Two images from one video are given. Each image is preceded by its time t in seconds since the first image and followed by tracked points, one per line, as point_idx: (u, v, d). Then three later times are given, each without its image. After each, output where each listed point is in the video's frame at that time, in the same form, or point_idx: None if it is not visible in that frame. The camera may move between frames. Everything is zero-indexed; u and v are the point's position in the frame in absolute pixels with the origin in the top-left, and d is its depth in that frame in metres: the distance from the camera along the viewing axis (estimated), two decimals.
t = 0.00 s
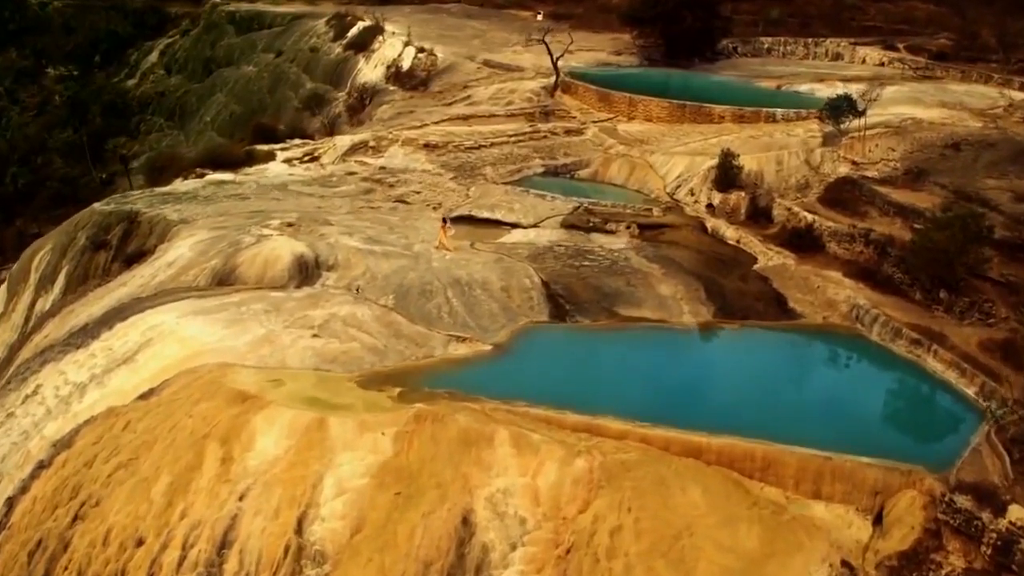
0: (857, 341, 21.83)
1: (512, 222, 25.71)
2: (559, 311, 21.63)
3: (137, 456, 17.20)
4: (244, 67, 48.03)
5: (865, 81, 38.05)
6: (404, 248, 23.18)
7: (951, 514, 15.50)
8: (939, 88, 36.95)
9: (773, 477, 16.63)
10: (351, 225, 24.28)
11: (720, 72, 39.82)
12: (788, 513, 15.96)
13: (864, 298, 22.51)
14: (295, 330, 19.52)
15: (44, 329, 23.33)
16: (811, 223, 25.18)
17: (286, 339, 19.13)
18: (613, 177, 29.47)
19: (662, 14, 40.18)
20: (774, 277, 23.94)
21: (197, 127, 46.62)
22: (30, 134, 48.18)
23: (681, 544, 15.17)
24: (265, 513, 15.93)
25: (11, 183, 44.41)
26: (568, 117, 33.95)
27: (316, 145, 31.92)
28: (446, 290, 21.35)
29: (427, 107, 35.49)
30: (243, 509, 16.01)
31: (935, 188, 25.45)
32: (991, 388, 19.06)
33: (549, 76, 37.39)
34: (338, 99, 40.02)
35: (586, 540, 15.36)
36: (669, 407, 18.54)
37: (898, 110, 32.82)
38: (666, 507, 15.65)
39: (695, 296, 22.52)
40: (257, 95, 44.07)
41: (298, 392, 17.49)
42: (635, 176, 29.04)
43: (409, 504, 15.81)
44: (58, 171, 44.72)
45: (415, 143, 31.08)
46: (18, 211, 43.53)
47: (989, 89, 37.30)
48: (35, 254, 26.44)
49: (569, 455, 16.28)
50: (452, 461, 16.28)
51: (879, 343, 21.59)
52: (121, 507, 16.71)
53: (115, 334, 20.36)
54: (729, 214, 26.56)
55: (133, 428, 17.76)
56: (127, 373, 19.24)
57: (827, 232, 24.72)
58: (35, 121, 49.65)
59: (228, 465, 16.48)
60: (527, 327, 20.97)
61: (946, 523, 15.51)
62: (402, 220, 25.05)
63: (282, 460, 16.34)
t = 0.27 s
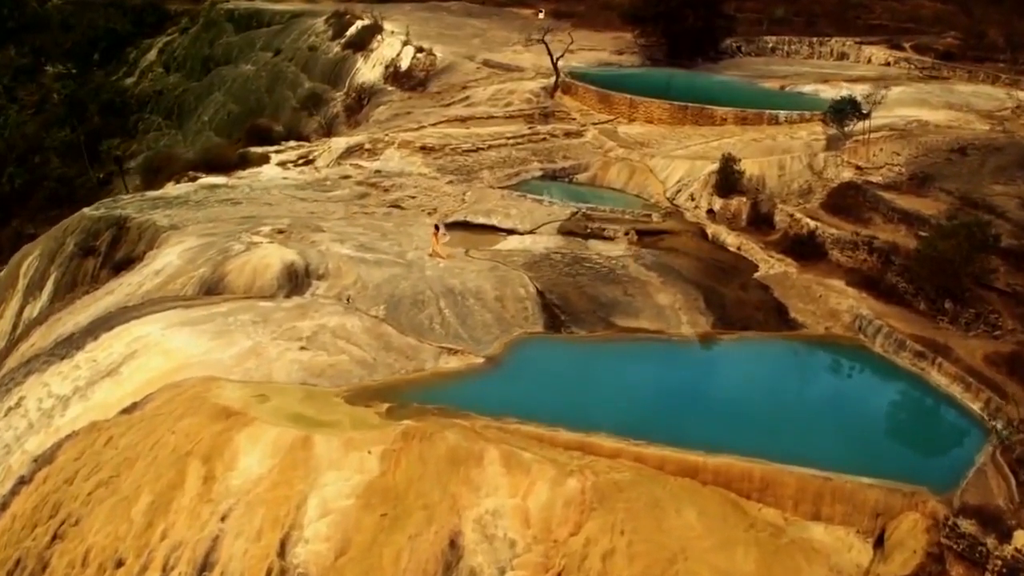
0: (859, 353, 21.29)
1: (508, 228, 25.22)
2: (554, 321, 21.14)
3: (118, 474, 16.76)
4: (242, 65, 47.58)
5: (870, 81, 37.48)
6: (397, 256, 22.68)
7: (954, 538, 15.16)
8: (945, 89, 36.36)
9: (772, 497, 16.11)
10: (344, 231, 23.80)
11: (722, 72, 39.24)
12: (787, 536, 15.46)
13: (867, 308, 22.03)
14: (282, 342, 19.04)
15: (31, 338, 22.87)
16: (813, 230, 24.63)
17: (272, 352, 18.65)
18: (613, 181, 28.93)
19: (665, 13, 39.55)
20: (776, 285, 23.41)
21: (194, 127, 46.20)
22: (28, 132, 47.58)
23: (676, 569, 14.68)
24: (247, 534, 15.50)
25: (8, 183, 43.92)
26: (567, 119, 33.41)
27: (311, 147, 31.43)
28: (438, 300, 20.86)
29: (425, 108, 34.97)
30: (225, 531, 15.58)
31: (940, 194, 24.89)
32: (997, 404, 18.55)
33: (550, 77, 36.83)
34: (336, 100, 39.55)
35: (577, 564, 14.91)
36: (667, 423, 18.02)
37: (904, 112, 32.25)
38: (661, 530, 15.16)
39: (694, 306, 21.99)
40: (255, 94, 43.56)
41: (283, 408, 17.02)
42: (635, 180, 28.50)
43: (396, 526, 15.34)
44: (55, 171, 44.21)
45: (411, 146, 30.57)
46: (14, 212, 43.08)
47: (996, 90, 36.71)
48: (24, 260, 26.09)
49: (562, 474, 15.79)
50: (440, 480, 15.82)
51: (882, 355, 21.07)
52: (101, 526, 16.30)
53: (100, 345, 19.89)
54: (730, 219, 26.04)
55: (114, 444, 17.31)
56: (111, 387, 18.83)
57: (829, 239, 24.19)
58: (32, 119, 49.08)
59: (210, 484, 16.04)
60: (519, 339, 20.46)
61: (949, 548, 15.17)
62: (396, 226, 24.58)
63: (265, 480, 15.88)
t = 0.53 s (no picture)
0: (860, 366, 20.74)
1: (504, 234, 24.74)
2: (549, 332, 20.63)
3: (98, 492, 16.36)
4: (240, 64, 47.18)
5: (875, 82, 36.88)
6: (389, 264, 22.20)
7: (957, 565, 14.85)
8: (952, 90, 35.74)
9: (769, 519, 15.61)
10: (335, 238, 23.32)
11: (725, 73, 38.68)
12: (785, 560, 14.94)
13: (870, 318, 21.52)
14: (269, 355, 18.58)
15: (16, 347, 22.46)
16: (816, 237, 24.11)
17: (258, 366, 18.19)
18: (611, 186, 28.41)
19: (666, 12, 38.96)
20: (777, 294, 22.88)
21: (192, 126, 45.80)
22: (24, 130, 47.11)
23: None
24: (228, 557, 15.11)
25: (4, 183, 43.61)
26: (567, 121, 32.87)
27: (305, 150, 30.96)
28: (430, 311, 20.39)
29: (423, 109, 34.46)
30: (205, 553, 15.20)
31: (946, 201, 24.37)
32: (1003, 421, 18.01)
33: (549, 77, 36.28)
34: (334, 101, 39.09)
35: None
36: (664, 439, 17.51)
37: (909, 115, 31.66)
38: (654, 555, 14.65)
39: (692, 316, 21.47)
40: (253, 94, 43.04)
41: (267, 425, 16.57)
42: (634, 185, 27.99)
43: (380, 549, 14.89)
44: (51, 171, 43.80)
45: (407, 149, 30.06)
46: (10, 212, 42.70)
47: (1003, 91, 36.08)
48: (12, 266, 25.79)
49: (552, 496, 15.27)
50: (427, 501, 15.32)
51: (884, 367, 20.53)
52: (80, 547, 15.93)
53: (83, 356, 19.45)
54: (731, 226, 25.53)
55: (94, 461, 16.89)
56: (93, 401, 18.40)
57: (832, 246, 23.66)
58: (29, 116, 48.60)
59: (191, 504, 15.63)
60: (514, 351, 19.95)
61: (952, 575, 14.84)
62: (389, 233, 24.10)
63: (247, 501, 15.45)
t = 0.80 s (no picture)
0: (862, 380, 20.21)
1: (499, 241, 24.23)
2: (543, 344, 20.14)
3: (76, 512, 15.94)
4: (238, 63, 46.78)
5: (880, 82, 36.31)
6: (380, 272, 21.72)
7: None
8: (958, 90, 35.17)
9: (766, 543, 15.11)
10: (326, 246, 22.85)
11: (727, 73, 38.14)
12: None
13: (873, 330, 21.01)
14: (254, 369, 18.12)
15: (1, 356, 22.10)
16: (817, 245, 23.58)
17: (243, 380, 17.74)
18: (610, 191, 27.90)
19: (668, 12, 38.40)
20: (777, 304, 22.37)
21: (190, 126, 45.42)
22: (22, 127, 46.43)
23: None
24: None
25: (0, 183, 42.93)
26: (566, 123, 32.33)
27: (300, 152, 30.49)
28: (421, 322, 19.92)
29: (420, 111, 33.98)
30: None
31: (951, 208, 23.84)
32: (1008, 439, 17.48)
33: (550, 77, 35.68)
34: (331, 101, 38.62)
35: None
36: (659, 456, 17.01)
37: (914, 117, 31.10)
38: None
39: (690, 327, 20.98)
40: (250, 93, 42.28)
41: (250, 444, 16.14)
42: (633, 190, 27.49)
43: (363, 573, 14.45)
44: (48, 171, 43.21)
45: (403, 151, 29.56)
46: (5, 211, 42.00)
47: (1010, 91, 35.50)
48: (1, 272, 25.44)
49: (541, 518, 14.78)
50: (412, 524, 14.85)
51: (887, 381, 20.02)
52: (58, 569, 15.52)
53: (65, 369, 19.02)
54: (731, 232, 25.04)
55: (73, 479, 16.45)
56: (75, 416, 18.01)
57: (834, 254, 23.15)
58: (28, 114, 47.95)
59: (170, 526, 15.21)
60: (507, 364, 19.46)
61: None
62: (382, 240, 23.63)
63: (228, 523, 15.03)
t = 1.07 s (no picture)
0: (862, 393, 19.71)
1: (494, 248, 23.78)
2: (536, 357, 19.66)
3: (53, 532, 15.50)
4: (236, 62, 46.35)
5: (885, 83, 35.71)
6: (371, 282, 21.25)
7: None
8: (965, 91, 34.56)
9: (762, 568, 14.60)
10: (317, 254, 22.38)
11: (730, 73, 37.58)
12: None
13: (874, 342, 20.50)
14: (239, 383, 17.67)
15: None
16: (819, 253, 23.07)
17: (226, 396, 17.29)
18: (608, 195, 27.35)
19: (670, 11, 37.83)
20: (777, 314, 21.84)
21: (187, 125, 44.99)
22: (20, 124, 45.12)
23: None
24: None
25: None
26: (565, 124, 31.77)
27: (294, 155, 30.01)
28: (411, 334, 19.45)
29: (417, 112, 33.49)
30: None
31: (957, 215, 23.29)
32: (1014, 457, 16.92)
33: (549, 78, 35.12)
34: (328, 102, 38.13)
35: None
36: (654, 474, 16.52)
37: (920, 120, 30.51)
38: None
39: (687, 339, 20.48)
40: (247, 92, 41.71)
41: (232, 463, 15.70)
42: (631, 195, 26.97)
43: None
44: (44, 169, 42.07)
45: (399, 155, 29.05)
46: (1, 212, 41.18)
47: (1018, 93, 34.88)
48: None
49: (529, 543, 14.30)
50: (396, 548, 14.39)
51: (889, 396, 19.48)
52: None
53: (46, 381, 18.59)
54: (731, 240, 24.52)
55: (51, 498, 16.02)
56: (55, 431, 17.61)
57: (836, 263, 22.62)
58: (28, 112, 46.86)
59: (148, 549, 14.77)
60: (498, 378, 18.99)
61: None
62: (374, 247, 23.16)
63: (207, 546, 14.58)
